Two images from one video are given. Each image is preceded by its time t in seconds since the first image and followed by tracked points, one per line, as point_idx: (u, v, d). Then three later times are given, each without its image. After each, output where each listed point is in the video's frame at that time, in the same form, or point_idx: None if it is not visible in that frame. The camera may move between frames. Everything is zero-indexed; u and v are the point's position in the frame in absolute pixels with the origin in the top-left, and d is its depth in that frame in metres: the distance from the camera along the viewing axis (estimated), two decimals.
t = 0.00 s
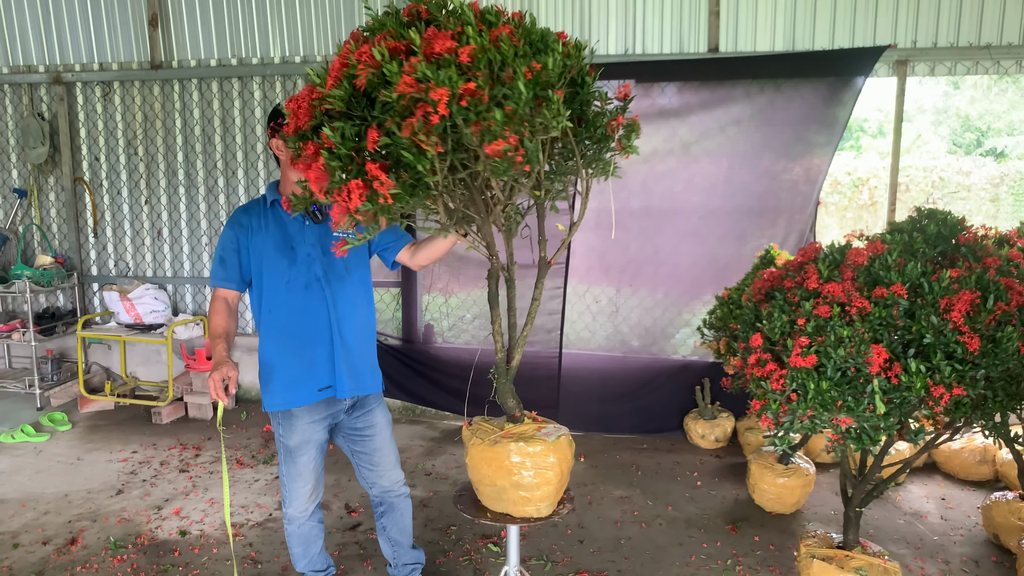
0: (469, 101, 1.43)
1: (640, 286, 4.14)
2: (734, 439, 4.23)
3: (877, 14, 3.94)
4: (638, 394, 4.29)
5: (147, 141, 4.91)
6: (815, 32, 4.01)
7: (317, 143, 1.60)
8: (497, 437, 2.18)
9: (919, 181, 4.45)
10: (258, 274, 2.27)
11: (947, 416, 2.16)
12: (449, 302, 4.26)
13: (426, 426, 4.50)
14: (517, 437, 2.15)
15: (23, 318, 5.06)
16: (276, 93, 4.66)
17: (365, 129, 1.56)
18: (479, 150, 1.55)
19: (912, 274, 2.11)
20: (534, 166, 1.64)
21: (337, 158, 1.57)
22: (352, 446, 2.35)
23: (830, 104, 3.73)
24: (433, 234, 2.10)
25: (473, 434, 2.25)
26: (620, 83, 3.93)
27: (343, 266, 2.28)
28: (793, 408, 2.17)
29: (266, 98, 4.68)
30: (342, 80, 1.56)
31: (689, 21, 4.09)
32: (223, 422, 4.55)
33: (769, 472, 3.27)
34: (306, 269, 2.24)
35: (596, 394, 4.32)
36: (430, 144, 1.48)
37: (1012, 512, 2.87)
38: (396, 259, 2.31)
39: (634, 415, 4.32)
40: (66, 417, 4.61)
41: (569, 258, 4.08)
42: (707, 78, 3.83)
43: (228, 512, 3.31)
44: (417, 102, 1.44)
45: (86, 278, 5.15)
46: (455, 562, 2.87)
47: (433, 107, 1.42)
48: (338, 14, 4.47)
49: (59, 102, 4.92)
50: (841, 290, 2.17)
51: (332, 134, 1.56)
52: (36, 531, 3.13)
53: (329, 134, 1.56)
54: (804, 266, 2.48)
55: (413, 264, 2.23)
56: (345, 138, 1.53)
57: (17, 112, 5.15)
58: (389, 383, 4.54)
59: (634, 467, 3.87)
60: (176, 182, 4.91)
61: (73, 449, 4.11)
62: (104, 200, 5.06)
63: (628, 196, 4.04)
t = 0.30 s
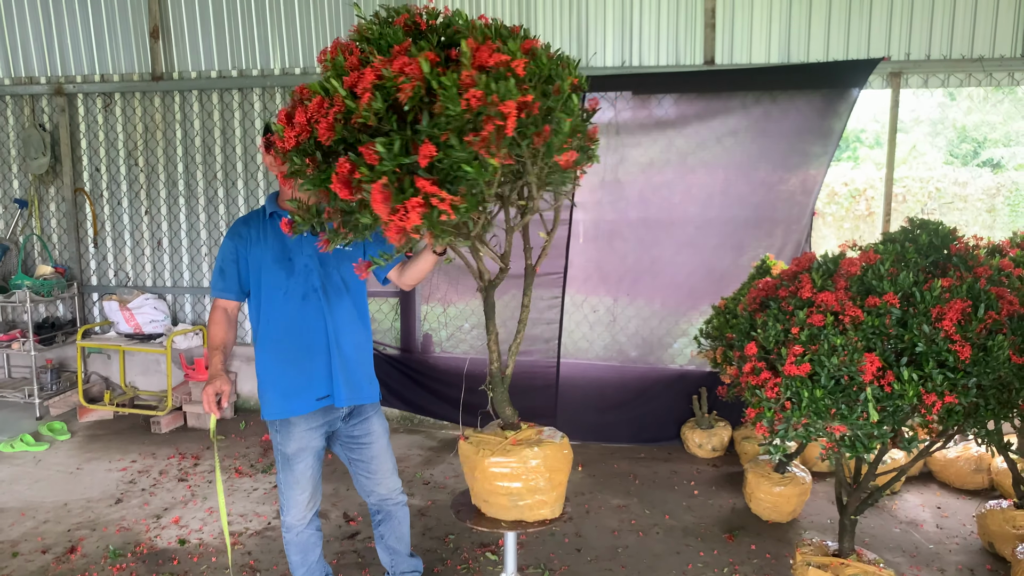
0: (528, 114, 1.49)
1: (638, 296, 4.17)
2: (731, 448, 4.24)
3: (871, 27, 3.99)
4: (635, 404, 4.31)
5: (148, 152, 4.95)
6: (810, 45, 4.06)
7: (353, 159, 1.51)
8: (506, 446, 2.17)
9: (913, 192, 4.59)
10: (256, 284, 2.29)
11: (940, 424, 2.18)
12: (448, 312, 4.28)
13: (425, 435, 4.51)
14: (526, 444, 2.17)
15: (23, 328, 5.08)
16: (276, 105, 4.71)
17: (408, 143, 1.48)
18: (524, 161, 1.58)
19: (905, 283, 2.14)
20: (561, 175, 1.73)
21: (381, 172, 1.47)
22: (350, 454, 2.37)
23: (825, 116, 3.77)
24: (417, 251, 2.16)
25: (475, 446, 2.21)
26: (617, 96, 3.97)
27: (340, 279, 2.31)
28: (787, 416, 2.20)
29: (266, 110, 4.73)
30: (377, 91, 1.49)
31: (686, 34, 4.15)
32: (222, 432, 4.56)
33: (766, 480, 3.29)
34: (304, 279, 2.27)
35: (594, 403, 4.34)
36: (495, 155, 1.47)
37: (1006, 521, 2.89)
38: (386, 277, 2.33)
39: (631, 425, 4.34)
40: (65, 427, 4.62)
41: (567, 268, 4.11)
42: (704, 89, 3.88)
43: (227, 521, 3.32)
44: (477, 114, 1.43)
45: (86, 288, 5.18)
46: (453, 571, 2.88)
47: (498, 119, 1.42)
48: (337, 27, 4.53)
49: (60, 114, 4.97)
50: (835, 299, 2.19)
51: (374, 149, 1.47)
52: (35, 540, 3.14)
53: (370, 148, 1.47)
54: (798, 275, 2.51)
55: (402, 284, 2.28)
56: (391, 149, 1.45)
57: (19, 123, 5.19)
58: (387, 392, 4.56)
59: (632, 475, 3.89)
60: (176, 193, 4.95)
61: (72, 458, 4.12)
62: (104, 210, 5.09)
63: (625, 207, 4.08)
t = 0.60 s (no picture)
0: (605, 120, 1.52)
1: (639, 302, 4.17)
2: (732, 453, 4.23)
3: (871, 33, 4.01)
4: (636, 410, 4.31)
5: (148, 158, 4.95)
6: (810, 51, 4.08)
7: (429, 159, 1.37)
8: (519, 450, 2.14)
9: (913, 199, 4.47)
10: (253, 290, 2.29)
11: (943, 429, 2.17)
12: (448, 318, 4.28)
13: (425, 441, 4.50)
14: (538, 447, 2.15)
15: (22, 334, 5.07)
16: (276, 110, 4.71)
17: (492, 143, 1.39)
18: (589, 164, 1.61)
19: (907, 288, 2.14)
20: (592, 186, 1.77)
21: (467, 173, 1.36)
22: (349, 459, 2.36)
23: (825, 122, 3.78)
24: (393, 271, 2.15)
25: (483, 456, 2.15)
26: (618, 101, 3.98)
27: (336, 284, 2.30)
28: (790, 421, 2.19)
29: (266, 115, 4.73)
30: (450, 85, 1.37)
31: (686, 40, 4.17)
32: (222, 438, 4.55)
33: (767, 486, 3.27)
34: (300, 286, 2.26)
35: (594, 410, 4.33)
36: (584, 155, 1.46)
37: (1009, 526, 2.88)
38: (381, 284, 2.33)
39: (632, 431, 4.33)
40: (65, 433, 4.61)
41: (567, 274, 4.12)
42: (704, 95, 3.89)
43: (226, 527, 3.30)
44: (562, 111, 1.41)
45: (86, 293, 5.17)
46: None
47: (587, 122, 1.44)
48: (338, 33, 4.55)
49: (60, 119, 4.97)
50: (837, 304, 2.20)
51: (457, 148, 1.36)
52: (35, 546, 3.12)
53: (456, 147, 1.36)
54: (799, 280, 2.51)
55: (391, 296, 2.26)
56: (480, 146, 1.33)
57: (19, 129, 5.19)
58: (387, 398, 4.55)
59: (633, 481, 3.88)
60: (176, 198, 4.95)
61: (72, 464, 4.10)
62: (104, 216, 5.09)
63: (625, 213, 4.08)
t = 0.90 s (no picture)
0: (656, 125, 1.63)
1: (638, 305, 4.17)
2: (731, 456, 4.23)
3: (869, 36, 4.02)
4: (635, 413, 4.30)
5: (147, 161, 4.95)
6: (809, 54, 4.09)
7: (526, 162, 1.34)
8: (530, 450, 2.12)
9: (911, 202, 4.60)
10: (247, 293, 2.29)
11: (942, 431, 2.16)
12: (447, 321, 4.29)
13: (424, 444, 4.49)
14: (547, 446, 2.15)
15: (20, 337, 5.07)
16: (275, 113, 4.71)
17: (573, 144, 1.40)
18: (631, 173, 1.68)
19: (906, 290, 2.15)
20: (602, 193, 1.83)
21: (555, 176, 1.36)
22: (346, 462, 2.36)
23: (824, 125, 3.79)
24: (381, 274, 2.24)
25: (495, 458, 2.10)
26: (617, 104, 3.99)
27: (330, 286, 2.29)
28: (789, 423, 2.19)
29: (265, 118, 4.73)
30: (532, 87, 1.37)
31: (684, 43, 4.18)
32: (220, 441, 4.54)
33: (766, 489, 3.28)
34: (293, 289, 2.25)
35: (594, 413, 4.34)
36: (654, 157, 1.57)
37: (1008, 529, 2.88)
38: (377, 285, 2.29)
39: (631, 434, 4.33)
40: (63, 436, 4.60)
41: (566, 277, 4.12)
42: (702, 98, 3.90)
43: (225, 530, 3.30)
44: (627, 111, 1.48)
45: (85, 296, 5.17)
46: None
47: (653, 129, 1.55)
48: (338, 37, 4.56)
49: (59, 122, 4.97)
50: (836, 306, 2.20)
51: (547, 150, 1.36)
52: (32, 549, 3.11)
53: (547, 148, 1.37)
54: (798, 283, 2.52)
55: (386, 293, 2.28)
56: (576, 148, 1.35)
57: (18, 132, 5.19)
58: (387, 402, 4.55)
59: (631, 484, 3.87)
60: (175, 202, 4.95)
61: (70, 467, 4.09)
62: (103, 219, 5.09)
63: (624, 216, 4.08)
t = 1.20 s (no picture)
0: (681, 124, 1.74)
1: (637, 306, 4.17)
2: (731, 457, 4.23)
3: (868, 37, 4.02)
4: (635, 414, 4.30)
5: (146, 162, 4.95)
6: (808, 55, 4.09)
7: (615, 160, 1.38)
8: (540, 451, 2.13)
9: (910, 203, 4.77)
10: (245, 294, 2.30)
11: (942, 432, 2.16)
12: (446, 322, 4.30)
13: (423, 445, 4.49)
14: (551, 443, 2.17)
15: (19, 338, 5.06)
16: (274, 114, 4.71)
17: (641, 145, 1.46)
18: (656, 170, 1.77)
19: (906, 291, 2.15)
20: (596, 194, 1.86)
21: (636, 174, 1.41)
22: (347, 464, 2.35)
23: (823, 127, 3.80)
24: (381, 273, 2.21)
25: (509, 462, 2.08)
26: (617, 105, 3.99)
27: (327, 287, 2.27)
28: (789, 424, 2.19)
29: (264, 119, 4.73)
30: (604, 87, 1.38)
31: (684, 44, 4.19)
32: (220, 442, 4.53)
33: (766, 490, 3.27)
34: (289, 290, 2.25)
35: (593, 415, 4.34)
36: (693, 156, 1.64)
37: (1008, 530, 2.88)
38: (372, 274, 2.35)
39: (631, 435, 4.33)
40: (62, 438, 4.59)
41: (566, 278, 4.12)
42: (701, 100, 3.90)
43: (224, 532, 3.29)
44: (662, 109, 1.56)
45: (84, 298, 5.16)
46: None
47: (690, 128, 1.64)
48: (337, 38, 4.56)
49: (59, 124, 4.97)
50: (836, 307, 2.20)
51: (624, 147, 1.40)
52: (32, 551, 3.11)
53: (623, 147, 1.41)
54: (798, 284, 2.52)
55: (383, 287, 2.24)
56: (651, 145, 1.41)
57: (17, 133, 5.19)
58: (386, 403, 4.54)
59: (631, 485, 3.87)
60: (174, 203, 4.95)
61: (69, 469, 4.08)
62: (102, 220, 5.09)
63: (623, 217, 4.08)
